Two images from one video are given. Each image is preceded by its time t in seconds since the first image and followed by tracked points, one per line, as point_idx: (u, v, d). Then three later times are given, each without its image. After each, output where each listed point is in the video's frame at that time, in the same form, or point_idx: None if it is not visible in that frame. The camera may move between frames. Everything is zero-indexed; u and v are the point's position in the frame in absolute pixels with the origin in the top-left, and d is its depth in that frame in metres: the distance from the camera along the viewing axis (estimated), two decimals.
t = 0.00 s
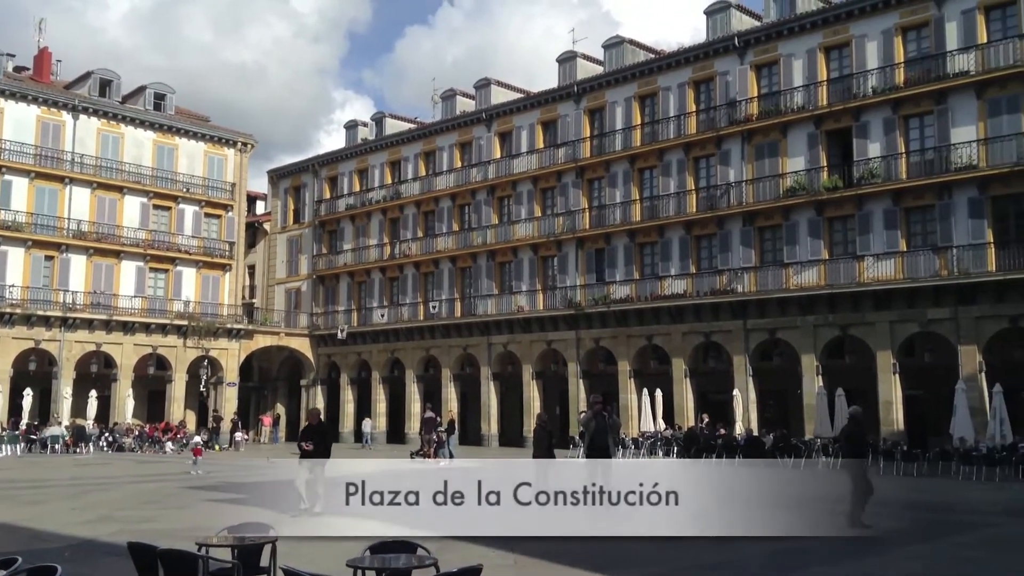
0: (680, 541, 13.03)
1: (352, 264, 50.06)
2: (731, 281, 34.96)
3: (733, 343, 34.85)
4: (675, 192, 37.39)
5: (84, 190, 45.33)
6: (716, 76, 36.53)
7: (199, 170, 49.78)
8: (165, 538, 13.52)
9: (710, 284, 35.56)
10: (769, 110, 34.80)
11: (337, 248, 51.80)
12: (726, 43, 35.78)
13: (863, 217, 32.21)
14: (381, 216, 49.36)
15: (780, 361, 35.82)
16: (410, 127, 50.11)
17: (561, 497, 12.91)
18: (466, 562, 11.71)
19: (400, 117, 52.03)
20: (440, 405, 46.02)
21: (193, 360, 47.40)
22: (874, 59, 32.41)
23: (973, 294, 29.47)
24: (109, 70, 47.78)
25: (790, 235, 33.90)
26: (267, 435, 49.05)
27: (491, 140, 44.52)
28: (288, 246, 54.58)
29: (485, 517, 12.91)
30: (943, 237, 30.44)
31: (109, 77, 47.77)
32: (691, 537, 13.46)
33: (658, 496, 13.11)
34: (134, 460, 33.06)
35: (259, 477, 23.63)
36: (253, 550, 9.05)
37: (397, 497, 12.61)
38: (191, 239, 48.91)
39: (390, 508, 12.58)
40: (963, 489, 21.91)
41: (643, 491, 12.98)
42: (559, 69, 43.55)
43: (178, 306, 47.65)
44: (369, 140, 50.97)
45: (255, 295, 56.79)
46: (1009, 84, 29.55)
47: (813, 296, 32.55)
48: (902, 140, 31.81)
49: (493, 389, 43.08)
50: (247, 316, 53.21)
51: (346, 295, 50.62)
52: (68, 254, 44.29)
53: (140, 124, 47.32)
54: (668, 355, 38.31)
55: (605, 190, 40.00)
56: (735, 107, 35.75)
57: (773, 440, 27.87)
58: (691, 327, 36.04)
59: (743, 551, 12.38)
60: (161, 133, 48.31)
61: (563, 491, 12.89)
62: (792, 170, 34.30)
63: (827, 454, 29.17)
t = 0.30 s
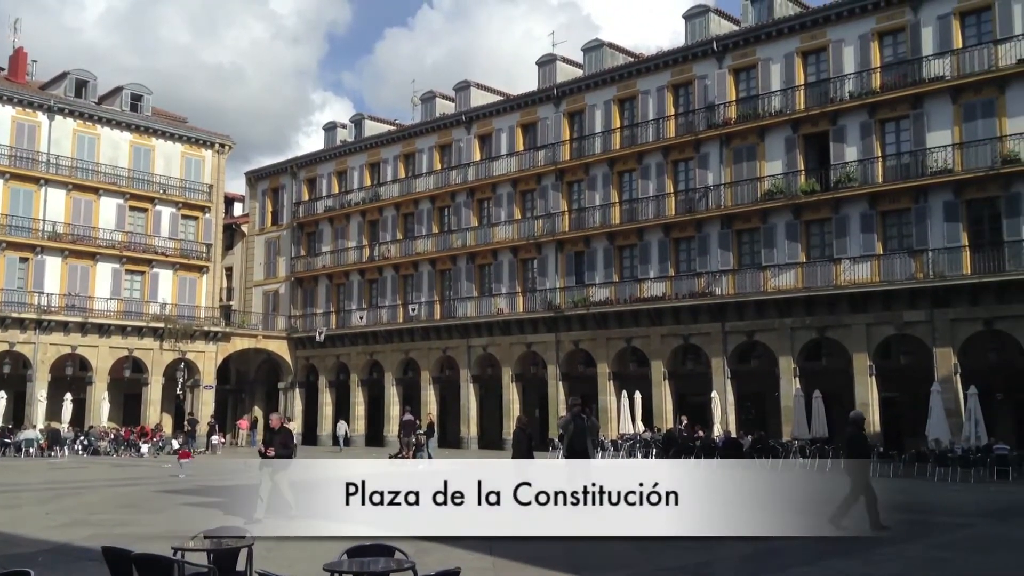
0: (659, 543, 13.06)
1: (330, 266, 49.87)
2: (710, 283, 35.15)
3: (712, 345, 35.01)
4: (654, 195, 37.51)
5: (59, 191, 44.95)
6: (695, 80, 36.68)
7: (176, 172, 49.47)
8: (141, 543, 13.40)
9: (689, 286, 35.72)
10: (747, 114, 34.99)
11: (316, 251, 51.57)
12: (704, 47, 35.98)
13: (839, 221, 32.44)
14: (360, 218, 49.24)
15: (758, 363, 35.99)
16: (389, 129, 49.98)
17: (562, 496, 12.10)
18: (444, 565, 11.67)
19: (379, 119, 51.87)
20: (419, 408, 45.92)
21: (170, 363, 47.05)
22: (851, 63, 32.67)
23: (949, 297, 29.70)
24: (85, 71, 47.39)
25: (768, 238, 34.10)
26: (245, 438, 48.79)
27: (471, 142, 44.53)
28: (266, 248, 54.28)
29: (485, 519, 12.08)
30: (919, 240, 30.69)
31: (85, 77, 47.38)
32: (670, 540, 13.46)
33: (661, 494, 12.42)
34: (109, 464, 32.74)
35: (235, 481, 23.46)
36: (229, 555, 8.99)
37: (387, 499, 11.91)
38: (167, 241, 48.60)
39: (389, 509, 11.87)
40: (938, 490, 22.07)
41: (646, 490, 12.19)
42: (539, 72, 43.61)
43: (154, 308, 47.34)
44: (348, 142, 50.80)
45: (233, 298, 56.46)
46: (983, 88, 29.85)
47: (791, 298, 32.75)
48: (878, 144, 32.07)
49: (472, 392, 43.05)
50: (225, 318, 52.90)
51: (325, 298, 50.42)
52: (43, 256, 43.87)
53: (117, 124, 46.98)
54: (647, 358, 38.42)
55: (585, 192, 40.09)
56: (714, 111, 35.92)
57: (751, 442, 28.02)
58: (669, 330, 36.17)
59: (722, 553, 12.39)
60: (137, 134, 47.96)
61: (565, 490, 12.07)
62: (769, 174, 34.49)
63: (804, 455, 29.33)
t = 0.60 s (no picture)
0: (629, 545, 13.11)
1: (301, 268, 49.60)
2: (681, 286, 35.32)
3: (683, 348, 35.20)
4: (626, 198, 37.63)
5: (25, 191, 44.38)
6: (667, 84, 36.88)
7: (144, 172, 49.01)
8: (106, 547, 13.25)
9: (660, 289, 35.89)
10: (718, 118, 35.20)
11: (286, 252, 51.27)
12: (676, 52, 36.17)
13: (808, 225, 32.71)
14: (332, 219, 49.02)
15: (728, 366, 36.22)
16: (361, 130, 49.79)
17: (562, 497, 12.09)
18: (414, 568, 11.63)
19: (351, 120, 51.68)
20: (390, 410, 45.78)
21: (137, 365, 46.58)
22: (820, 69, 32.97)
23: (916, 300, 30.04)
24: (53, 69, 46.82)
25: (738, 241, 34.33)
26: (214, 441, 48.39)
27: (444, 144, 44.47)
28: (236, 249, 53.90)
29: (484, 518, 12.05)
30: (887, 244, 31.02)
31: (52, 76, 46.81)
32: (642, 541, 13.51)
33: (657, 495, 12.46)
34: (75, 467, 32.36)
35: (203, 484, 23.25)
36: (195, 559, 8.90)
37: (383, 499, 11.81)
38: (136, 241, 48.12)
39: (388, 508, 11.78)
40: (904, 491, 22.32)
41: (647, 490, 12.25)
42: (512, 74, 43.64)
43: (121, 310, 46.86)
44: (320, 142, 50.57)
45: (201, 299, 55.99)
46: (950, 94, 30.23)
47: (760, 301, 32.98)
48: (846, 149, 32.39)
49: (444, 395, 42.97)
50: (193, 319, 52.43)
51: (295, 299, 50.12)
52: (8, 256, 43.29)
53: (85, 123, 46.46)
54: (618, 360, 38.53)
55: (557, 195, 40.14)
56: (685, 116, 36.12)
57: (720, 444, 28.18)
58: (641, 332, 36.31)
59: (692, 554, 12.45)
60: (105, 133, 47.46)
61: (565, 490, 12.07)
62: (740, 178, 34.73)
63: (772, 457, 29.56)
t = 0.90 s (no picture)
0: (603, 551, 13.12)
1: (275, 272, 49.33)
2: (655, 291, 35.45)
3: (657, 353, 35.34)
4: (601, 204, 37.74)
5: None
6: (642, 91, 37.07)
7: (117, 174, 48.58)
8: (73, 553, 13.08)
9: (635, 295, 36.01)
10: (692, 124, 35.40)
11: (260, 255, 50.98)
12: (652, 58, 36.35)
13: (782, 231, 32.95)
14: (306, 223, 48.80)
15: (702, 371, 36.39)
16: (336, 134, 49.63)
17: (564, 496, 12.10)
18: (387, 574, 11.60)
19: (326, 123, 51.50)
20: (364, 415, 45.61)
21: (108, 369, 46.09)
22: (794, 77, 33.27)
23: (888, 306, 30.33)
24: (24, 70, 46.32)
25: (712, 247, 34.53)
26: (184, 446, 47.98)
27: (420, 148, 44.39)
28: (209, 252, 53.50)
29: (485, 518, 11.97)
30: (859, 251, 31.33)
31: (23, 77, 46.29)
32: (615, 547, 13.56)
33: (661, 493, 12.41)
34: (44, 472, 31.95)
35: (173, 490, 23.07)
36: (166, 566, 8.80)
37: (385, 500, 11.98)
38: (107, 244, 47.65)
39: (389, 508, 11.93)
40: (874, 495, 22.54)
41: (646, 490, 12.13)
42: (488, 79, 43.67)
43: (92, 314, 46.39)
44: (294, 146, 50.36)
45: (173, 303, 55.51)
46: (922, 103, 30.56)
47: (734, 307, 33.18)
48: (819, 156, 32.66)
49: (418, 400, 42.88)
50: (165, 324, 51.94)
51: (269, 303, 49.81)
52: None
53: (56, 125, 46.00)
54: (593, 365, 38.59)
55: (533, 200, 40.18)
56: (660, 122, 36.29)
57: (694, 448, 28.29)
58: (616, 337, 36.41)
59: (666, 558, 12.51)
60: (77, 135, 47.00)
61: (565, 490, 12.06)
62: (714, 184, 34.93)
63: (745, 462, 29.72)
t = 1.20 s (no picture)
0: (578, 558, 13.20)
1: (248, 279, 49.04)
2: (630, 299, 35.58)
3: (632, 361, 35.47)
4: (576, 212, 37.83)
5: None
6: (617, 100, 37.25)
7: (88, 179, 48.13)
8: (41, 563, 12.94)
9: (610, 302, 36.11)
10: (667, 133, 35.60)
11: (233, 262, 50.68)
12: (627, 68, 36.54)
13: (755, 240, 33.19)
14: (280, 230, 48.56)
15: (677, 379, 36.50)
16: (310, 140, 49.46)
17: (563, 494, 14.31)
18: None
19: (300, 130, 51.32)
20: (337, 424, 45.39)
21: (78, 377, 45.57)
22: (767, 87, 33.55)
23: (859, 315, 30.62)
24: None
25: (686, 255, 34.71)
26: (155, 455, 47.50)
27: (395, 155, 44.30)
28: (181, 259, 53.10)
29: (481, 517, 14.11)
30: (831, 260, 31.59)
31: None
32: (588, 556, 13.62)
33: (658, 496, 14.62)
34: (12, 482, 31.54)
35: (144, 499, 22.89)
36: None
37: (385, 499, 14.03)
38: (78, 251, 47.19)
39: (391, 506, 14.01)
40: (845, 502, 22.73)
41: (647, 490, 14.46)
42: (464, 87, 43.69)
43: (62, 321, 45.87)
44: (268, 152, 50.14)
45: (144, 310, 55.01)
46: (892, 114, 30.92)
47: (707, 315, 33.35)
48: (792, 166, 32.93)
49: (393, 408, 42.77)
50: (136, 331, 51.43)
51: (242, 310, 49.49)
52: None
53: (26, 129, 45.54)
54: (568, 373, 38.65)
55: (508, 209, 40.22)
56: (635, 131, 36.47)
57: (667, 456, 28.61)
58: (591, 345, 36.50)
59: (638, 567, 12.59)
60: (48, 140, 46.55)
61: (565, 491, 14.24)
62: (688, 193, 35.12)
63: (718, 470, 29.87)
